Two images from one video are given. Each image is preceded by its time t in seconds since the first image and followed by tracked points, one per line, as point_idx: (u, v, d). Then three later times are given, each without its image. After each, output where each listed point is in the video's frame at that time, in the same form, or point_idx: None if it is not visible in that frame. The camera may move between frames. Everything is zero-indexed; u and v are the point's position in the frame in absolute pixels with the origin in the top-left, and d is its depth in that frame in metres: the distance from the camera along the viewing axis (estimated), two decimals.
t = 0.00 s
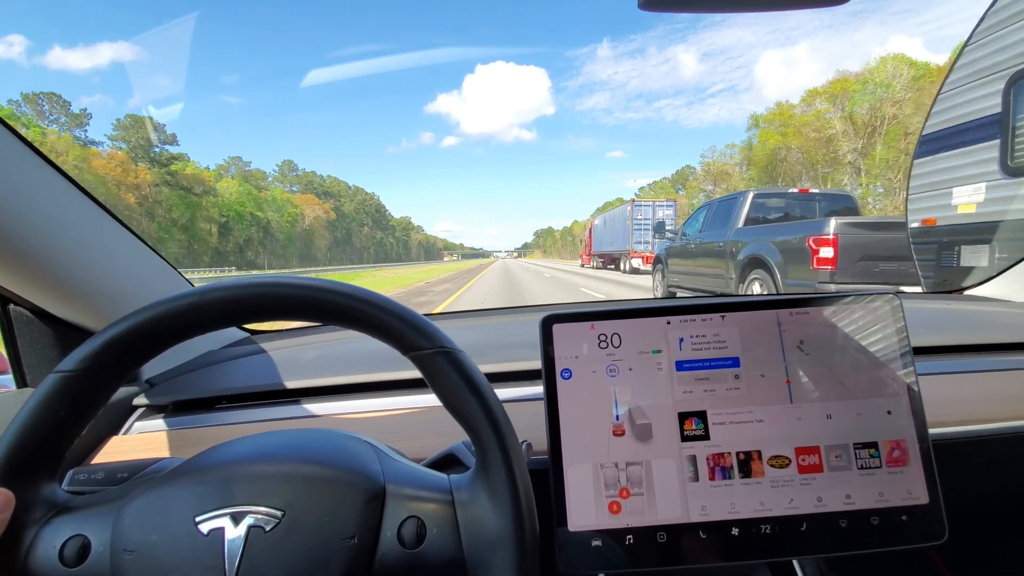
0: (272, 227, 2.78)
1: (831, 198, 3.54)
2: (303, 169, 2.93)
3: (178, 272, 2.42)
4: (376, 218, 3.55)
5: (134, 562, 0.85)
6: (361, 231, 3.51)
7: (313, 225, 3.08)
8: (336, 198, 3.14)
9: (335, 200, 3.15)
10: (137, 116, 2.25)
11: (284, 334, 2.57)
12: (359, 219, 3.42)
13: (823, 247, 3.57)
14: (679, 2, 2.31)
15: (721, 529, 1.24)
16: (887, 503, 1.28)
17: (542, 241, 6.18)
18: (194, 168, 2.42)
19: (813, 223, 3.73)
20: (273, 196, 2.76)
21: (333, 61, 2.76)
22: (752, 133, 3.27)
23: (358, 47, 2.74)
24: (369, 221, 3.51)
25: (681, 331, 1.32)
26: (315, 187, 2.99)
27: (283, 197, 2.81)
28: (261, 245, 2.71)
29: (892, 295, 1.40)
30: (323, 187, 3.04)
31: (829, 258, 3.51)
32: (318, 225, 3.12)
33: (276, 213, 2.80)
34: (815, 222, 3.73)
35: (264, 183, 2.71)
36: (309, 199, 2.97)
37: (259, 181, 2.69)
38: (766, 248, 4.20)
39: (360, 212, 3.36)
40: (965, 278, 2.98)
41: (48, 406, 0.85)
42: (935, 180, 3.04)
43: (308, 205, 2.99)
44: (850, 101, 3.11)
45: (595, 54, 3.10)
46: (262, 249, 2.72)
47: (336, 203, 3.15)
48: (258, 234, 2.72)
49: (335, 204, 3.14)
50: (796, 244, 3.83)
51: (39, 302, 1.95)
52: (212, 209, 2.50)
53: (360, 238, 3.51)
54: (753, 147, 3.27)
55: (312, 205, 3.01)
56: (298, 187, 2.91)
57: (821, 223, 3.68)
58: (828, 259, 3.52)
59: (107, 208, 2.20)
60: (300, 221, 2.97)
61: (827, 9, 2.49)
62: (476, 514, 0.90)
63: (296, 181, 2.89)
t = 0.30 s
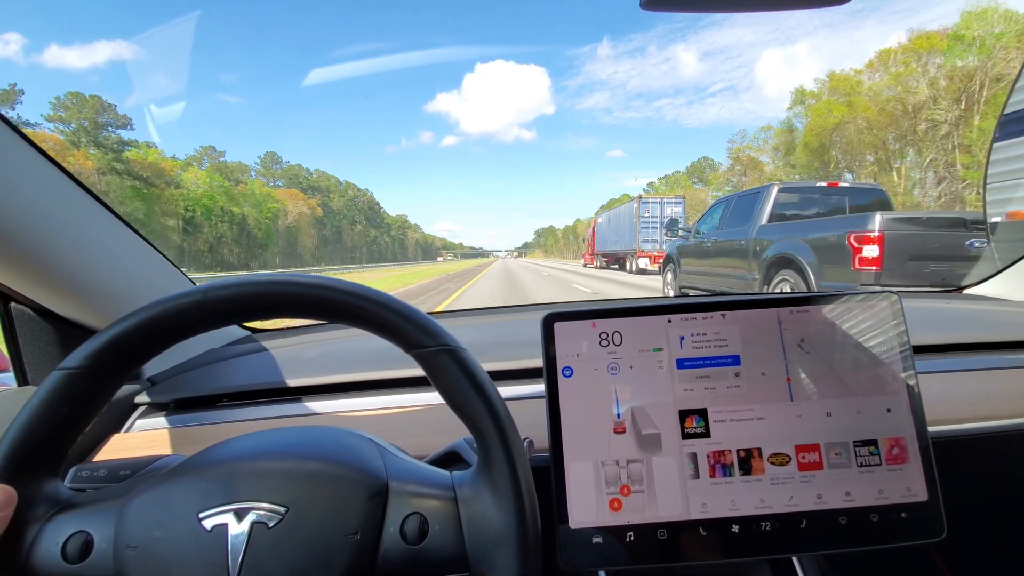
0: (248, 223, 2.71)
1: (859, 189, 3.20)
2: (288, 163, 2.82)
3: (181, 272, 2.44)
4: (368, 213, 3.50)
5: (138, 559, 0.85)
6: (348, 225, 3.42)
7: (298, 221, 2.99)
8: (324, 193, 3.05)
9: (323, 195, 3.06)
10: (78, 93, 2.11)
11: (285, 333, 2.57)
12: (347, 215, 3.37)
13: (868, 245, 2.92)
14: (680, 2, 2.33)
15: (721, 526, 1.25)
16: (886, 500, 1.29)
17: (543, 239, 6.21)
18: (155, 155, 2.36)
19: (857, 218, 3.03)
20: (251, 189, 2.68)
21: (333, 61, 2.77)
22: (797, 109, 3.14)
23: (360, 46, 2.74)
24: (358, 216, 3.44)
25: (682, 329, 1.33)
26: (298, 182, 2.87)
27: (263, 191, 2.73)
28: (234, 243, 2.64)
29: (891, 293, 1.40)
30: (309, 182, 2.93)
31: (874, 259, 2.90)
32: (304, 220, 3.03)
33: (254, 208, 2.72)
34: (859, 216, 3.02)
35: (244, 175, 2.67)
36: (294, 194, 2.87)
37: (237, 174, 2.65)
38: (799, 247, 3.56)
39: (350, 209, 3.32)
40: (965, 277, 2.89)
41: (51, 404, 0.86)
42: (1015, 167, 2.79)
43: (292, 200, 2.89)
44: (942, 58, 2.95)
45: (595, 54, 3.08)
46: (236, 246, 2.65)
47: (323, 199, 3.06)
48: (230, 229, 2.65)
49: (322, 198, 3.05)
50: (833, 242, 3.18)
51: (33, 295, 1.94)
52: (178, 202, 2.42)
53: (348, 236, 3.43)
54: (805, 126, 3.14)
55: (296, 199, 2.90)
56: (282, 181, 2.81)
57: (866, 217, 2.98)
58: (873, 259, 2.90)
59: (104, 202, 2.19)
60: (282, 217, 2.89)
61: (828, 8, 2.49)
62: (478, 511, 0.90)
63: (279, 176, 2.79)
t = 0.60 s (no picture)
0: (216, 219, 2.53)
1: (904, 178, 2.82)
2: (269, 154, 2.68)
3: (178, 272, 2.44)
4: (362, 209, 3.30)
5: (134, 558, 0.85)
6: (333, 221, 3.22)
7: (277, 218, 2.83)
8: (309, 188, 2.90)
9: (307, 190, 2.91)
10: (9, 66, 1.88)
11: (283, 333, 2.57)
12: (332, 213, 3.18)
13: (920, 242, 2.74)
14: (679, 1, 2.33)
15: (718, 525, 1.25)
16: (883, 498, 1.29)
17: (543, 239, 6.21)
18: (108, 141, 2.19)
19: (903, 212, 2.81)
20: (225, 181, 2.52)
21: (330, 60, 2.77)
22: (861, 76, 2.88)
23: (356, 45, 2.73)
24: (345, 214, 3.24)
25: (679, 328, 1.33)
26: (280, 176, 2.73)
27: (237, 185, 2.56)
28: (201, 241, 2.47)
29: (888, 291, 1.40)
30: (294, 176, 2.79)
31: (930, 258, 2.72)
32: (285, 217, 2.87)
33: (227, 202, 2.56)
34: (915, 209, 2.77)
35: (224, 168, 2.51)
36: (275, 189, 2.72)
37: (213, 167, 2.47)
38: (829, 244, 3.32)
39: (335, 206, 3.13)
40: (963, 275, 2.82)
41: (47, 404, 0.86)
42: None
43: (272, 193, 2.73)
44: None
45: (595, 53, 3.09)
46: (204, 245, 2.49)
47: (307, 194, 2.91)
48: (197, 226, 2.49)
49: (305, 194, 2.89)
50: (878, 238, 2.93)
51: (21, 290, 1.91)
52: (133, 194, 2.28)
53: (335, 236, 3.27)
54: (870, 95, 2.85)
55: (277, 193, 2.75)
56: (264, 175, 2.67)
57: (916, 210, 2.76)
58: (925, 258, 2.73)
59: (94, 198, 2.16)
60: (260, 213, 2.72)
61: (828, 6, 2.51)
62: (475, 511, 0.90)
63: (258, 169, 2.64)
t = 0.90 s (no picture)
0: (179, 212, 2.42)
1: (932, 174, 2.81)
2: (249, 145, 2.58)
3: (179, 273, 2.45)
4: (353, 206, 3.16)
5: (135, 561, 0.85)
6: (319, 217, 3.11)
7: (253, 212, 2.69)
8: (292, 180, 2.78)
9: (290, 183, 2.78)
10: None
11: (283, 334, 2.57)
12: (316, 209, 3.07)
13: (988, 241, 2.60)
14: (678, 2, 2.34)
15: (718, 526, 1.25)
16: (883, 500, 1.30)
17: (543, 238, 6.20)
18: (47, 124, 2.01)
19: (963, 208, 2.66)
20: (191, 172, 2.40)
21: (330, 60, 2.76)
22: (951, 29, 2.63)
23: (356, 46, 2.73)
24: (334, 211, 3.13)
25: (679, 330, 1.33)
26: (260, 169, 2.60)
27: (203, 177, 2.43)
28: (163, 236, 2.38)
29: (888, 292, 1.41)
30: (274, 169, 2.67)
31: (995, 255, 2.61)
32: (263, 213, 2.73)
33: (193, 195, 2.43)
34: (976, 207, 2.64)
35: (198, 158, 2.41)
36: (253, 183, 2.59)
37: (179, 157, 2.37)
38: (869, 242, 3.10)
39: (322, 201, 3.01)
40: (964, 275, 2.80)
41: (49, 407, 0.86)
42: None
43: (248, 186, 2.58)
44: None
45: (595, 51, 3.08)
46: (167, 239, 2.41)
47: (289, 187, 2.78)
48: (156, 220, 2.37)
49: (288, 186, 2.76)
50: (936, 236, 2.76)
51: (15, 288, 1.91)
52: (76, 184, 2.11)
53: (322, 234, 3.16)
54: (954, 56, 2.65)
55: (253, 185, 2.60)
56: (241, 167, 2.54)
57: (979, 207, 2.63)
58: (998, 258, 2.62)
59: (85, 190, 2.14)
60: (233, 207, 2.59)
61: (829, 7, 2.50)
62: (475, 515, 0.91)
63: (236, 160, 2.52)
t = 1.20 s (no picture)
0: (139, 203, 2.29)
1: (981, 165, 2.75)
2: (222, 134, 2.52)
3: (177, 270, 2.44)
4: (342, 201, 3.13)
5: (129, 557, 0.84)
6: (302, 211, 2.97)
7: (224, 206, 2.60)
8: (272, 173, 2.70)
9: (270, 176, 2.71)
10: None
11: (282, 331, 2.56)
12: (300, 204, 2.97)
13: None
14: None
15: (720, 522, 1.24)
16: (885, 495, 1.29)
17: (544, 237, 6.20)
18: None
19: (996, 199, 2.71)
20: (149, 161, 2.30)
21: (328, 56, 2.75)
22: None
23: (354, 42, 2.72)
24: (322, 205, 3.09)
25: (679, 325, 1.32)
26: (236, 159, 2.54)
27: (166, 167, 2.36)
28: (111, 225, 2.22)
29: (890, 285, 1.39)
30: (250, 160, 2.60)
31: None
32: (236, 207, 2.63)
33: (150, 185, 2.32)
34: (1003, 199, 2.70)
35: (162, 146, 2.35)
36: (229, 176, 2.54)
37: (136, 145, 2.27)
38: (911, 236, 2.81)
39: (309, 195, 2.98)
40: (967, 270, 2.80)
41: (42, 401, 0.85)
42: None
43: (218, 177, 2.52)
44: None
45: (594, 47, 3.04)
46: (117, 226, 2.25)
47: (268, 180, 2.69)
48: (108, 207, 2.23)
49: (266, 179, 2.68)
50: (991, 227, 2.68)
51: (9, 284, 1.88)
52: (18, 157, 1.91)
53: (308, 230, 3.02)
54: None
55: (225, 177, 2.53)
56: (214, 157, 2.50)
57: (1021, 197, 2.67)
58: None
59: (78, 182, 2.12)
60: (199, 200, 2.50)
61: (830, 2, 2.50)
62: (474, 511, 0.89)
63: (208, 150, 2.47)
